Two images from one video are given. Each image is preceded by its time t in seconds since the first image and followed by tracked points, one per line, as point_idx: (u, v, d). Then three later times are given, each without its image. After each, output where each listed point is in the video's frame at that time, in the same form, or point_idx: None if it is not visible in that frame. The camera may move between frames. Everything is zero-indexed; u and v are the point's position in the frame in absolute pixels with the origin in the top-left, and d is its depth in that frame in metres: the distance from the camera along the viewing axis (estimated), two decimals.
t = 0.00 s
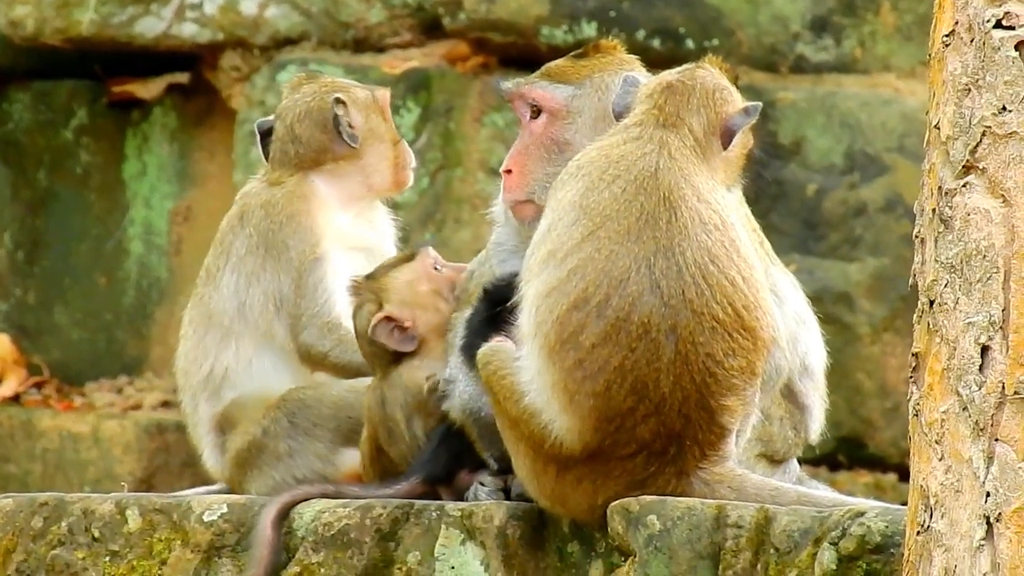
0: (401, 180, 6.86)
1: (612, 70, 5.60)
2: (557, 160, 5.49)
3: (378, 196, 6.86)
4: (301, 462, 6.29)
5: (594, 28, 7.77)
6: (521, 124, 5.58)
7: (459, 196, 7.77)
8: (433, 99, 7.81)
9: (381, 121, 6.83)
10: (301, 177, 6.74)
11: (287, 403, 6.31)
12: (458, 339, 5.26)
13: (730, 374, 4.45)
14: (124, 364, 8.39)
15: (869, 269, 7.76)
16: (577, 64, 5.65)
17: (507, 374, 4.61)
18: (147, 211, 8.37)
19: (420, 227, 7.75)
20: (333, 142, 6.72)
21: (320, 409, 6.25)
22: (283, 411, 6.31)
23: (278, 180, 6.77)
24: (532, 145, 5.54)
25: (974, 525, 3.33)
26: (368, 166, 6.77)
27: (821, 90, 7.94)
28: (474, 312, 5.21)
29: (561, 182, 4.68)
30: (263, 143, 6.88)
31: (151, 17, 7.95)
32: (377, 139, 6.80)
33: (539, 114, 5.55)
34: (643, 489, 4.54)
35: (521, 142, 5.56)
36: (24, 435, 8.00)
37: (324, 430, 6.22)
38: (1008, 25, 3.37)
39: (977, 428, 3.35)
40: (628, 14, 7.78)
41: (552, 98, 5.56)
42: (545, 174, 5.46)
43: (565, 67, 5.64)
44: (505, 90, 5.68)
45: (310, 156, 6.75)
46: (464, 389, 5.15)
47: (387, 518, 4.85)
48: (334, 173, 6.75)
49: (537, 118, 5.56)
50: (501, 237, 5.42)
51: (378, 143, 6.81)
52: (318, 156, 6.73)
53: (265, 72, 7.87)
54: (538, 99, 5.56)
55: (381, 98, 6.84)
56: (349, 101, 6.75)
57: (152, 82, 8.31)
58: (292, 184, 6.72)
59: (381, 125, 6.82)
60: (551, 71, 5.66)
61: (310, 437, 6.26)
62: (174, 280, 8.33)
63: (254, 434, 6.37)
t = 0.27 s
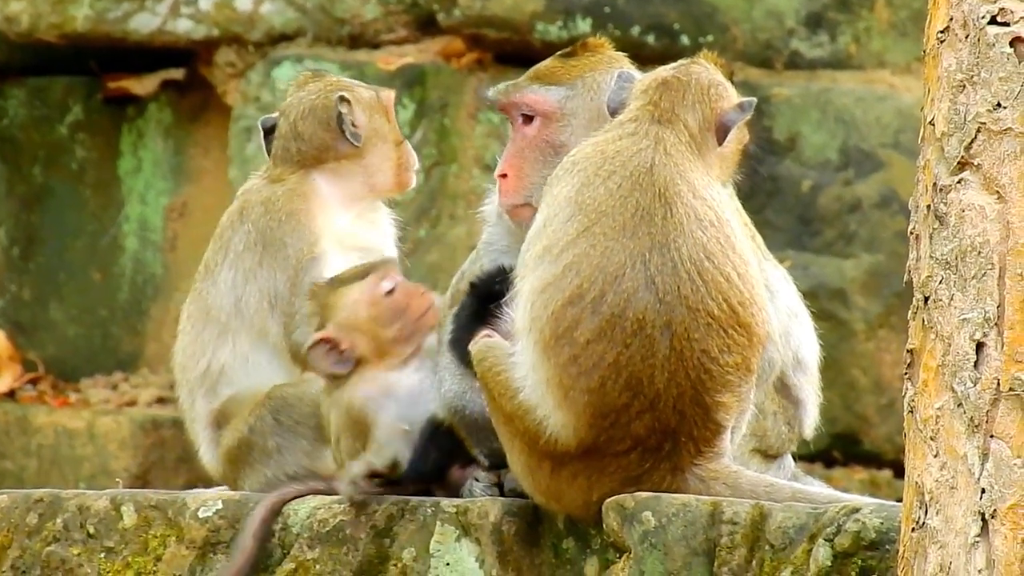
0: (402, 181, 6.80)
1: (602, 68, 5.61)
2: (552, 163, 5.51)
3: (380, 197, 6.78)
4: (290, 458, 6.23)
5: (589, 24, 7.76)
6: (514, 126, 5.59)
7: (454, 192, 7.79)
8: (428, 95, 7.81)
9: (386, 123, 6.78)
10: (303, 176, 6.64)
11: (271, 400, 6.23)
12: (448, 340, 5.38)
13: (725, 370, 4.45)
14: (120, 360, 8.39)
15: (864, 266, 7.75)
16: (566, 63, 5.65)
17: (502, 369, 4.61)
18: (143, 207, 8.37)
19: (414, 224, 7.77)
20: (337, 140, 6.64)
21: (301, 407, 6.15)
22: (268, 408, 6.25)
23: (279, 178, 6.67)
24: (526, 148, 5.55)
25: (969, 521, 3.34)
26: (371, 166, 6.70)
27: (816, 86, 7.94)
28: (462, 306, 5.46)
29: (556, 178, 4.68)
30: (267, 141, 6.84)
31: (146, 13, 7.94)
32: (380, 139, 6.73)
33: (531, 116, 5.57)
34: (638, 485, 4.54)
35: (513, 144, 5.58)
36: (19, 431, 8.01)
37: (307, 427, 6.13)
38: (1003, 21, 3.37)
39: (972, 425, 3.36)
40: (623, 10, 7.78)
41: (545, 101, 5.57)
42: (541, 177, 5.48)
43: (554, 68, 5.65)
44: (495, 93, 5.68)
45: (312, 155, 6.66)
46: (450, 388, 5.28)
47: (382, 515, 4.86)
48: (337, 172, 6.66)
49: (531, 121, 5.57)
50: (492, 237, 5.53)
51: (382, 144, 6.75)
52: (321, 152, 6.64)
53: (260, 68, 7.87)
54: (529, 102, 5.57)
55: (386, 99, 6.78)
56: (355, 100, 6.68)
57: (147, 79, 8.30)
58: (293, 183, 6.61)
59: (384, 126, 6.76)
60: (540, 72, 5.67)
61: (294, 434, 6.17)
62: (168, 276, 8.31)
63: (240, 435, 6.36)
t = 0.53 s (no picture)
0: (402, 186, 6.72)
1: (606, 68, 5.62)
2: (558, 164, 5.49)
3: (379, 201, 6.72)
4: (292, 459, 6.23)
5: (589, 23, 7.76)
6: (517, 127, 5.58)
7: (454, 191, 7.79)
8: (428, 94, 7.81)
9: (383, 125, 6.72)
10: (297, 177, 6.57)
11: (276, 402, 6.25)
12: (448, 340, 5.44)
13: (725, 369, 4.45)
14: (119, 360, 8.38)
15: (864, 265, 7.75)
16: (570, 63, 5.65)
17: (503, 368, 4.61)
18: (142, 207, 8.37)
19: (414, 223, 7.78)
20: (329, 141, 6.58)
21: (306, 410, 6.22)
22: (272, 409, 6.26)
23: (274, 178, 6.59)
24: (532, 149, 5.54)
25: (969, 521, 3.34)
26: (366, 169, 6.64)
27: (816, 85, 7.94)
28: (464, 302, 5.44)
29: (557, 177, 4.68)
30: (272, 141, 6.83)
31: (146, 12, 7.94)
32: (376, 141, 6.68)
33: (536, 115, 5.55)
34: (638, 484, 4.54)
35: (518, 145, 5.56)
36: (19, 430, 8.01)
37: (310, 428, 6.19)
38: (1003, 20, 3.37)
39: (971, 424, 3.36)
40: (623, 9, 7.77)
41: (550, 102, 5.56)
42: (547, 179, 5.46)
43: (558, 68, 5.65)
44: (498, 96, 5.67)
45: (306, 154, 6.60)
46: (450, 385, 5.35)
47: (382, 513, 4.87)
48: (331, 173, 6.60)
49: (536, 121, 5.56)
50: (495, 236, 5.54)
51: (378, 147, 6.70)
52: (314, 152, 6.58)
53: (260, 68, 7.88)
54: (534, 102, 5.56)
55: (384, 101, 6.73)
56: (349, 101, 6.63)
57: (147, 78, 8.29)
58: (288, 185, 6.54)
59: (381, 128, 6.71)
60: (543, 73, 5.66)
61: (298, 435, 6.22)
62: (168, 276, 8.31)
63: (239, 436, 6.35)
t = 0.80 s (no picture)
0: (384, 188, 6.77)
1: (610, 67, 5.59)
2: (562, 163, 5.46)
3: (364, 199, 6.80)
4: (295, 454, 6.23)
5: (587, 23, 7.76)
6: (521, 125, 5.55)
7: (451, 191, 7.79)
8: (426, 94, 7.81)
9: (366, 126, 6.77)
10: (279, 173, 6.69)
11: (280, 398, 6.25)
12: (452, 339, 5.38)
13: (722, 370, 4.45)
14: (116, 360, 8.36)
15: (861, 265, 7.74)
16: (574, 62, 5.62)
17: (500, 369, 4.61)
18: (139, 207, 8.35)
19: (411, 223, 7.77)
20: (305, 137, 6.68)
21: (312, 404, 6.15)
22: (276, 405, 6.26)
23: (258, 174, 6.72)
24: (536, 146, 5.52)
25: (965, 521, 3.34)
26: (343, 166, 6.72)
27: (813, 85, 7.93)
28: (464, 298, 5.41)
29: (554, 177, 4.67)
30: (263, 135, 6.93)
31: (143, 12, 7.93)
32: (355, 140, 6.74)
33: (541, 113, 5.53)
34: (635, 484, 4.54)
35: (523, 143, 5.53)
36: (16, 430, 8.01)
37: (317, 423, 6.14)
38: (1000, 20, 3.37)
39: (968, 425, 3.35)
40: (620, 9, 7.78)
41: (556, 99, 5.53)
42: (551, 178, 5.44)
43: (563, 66, 5.62)
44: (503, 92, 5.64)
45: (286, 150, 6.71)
46: (451, 385, 5.25)
47: (380, 513, 4.87)
48: (310, 170, 6.71)
49: (540, 118, 5.53)
50: (496, 233, 5.48)
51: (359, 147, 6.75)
52: (292, 148, 6.69)
53: (258, 67, 7.87)
54: (538, 100, 5.53)
55: (366, 101, 6.77)
56: (328, 99, 6.71)
57: (144, 77, 8.28)
58: (270, 182, 6.65)
59: (361, 127, 6.76)
60: (548, 71, 5.63)
61: (302, 430, 6.19)
62: (165, 276, 8.28)
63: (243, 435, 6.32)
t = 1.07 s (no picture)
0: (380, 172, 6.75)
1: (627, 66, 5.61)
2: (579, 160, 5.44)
3: (361, 184, 6.79)
4: (301, 445, 6.30)
5: (588, 21, 7.76)
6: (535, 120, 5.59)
7: (452, 189, 7.78)
8: (426, 93, 7.83)
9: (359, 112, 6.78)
10: (274, 161, 6.71)
11: (283, 389, 6.29)
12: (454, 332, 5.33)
13: (724, 368, 4.45)
14: (117, 358, 8.37)
15: (862, 264, 7.74)
16: (592, 60, 5.64)
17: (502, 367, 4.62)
18: (140, 205, 8.36)
19: (412, 222, 7.79)
20: (293, 124, 6.71)
21: (315, 393, 6.23)
22: (279, 396, 6.30)
23: (254, 166, 6.76)
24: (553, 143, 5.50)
25: (967, 520, 3.34)
26: (335, 152, 6.73)
27: (814, 84, 7.94)
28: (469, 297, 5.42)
29: (556, 176, 4.68)
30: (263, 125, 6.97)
31: (144, 11, 7.94)
32: (345, 125, 6.74)
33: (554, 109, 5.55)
34: (637, 483, 4.54)
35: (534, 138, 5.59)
36: (17, 429, 8.01)
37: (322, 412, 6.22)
38: (1002, 19, 3.37)
39: (970, 423, 3.36)
40: (621, 7, 7.78)
41: (575, 97, 5.53)
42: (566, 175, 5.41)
43: (578, 62, 5.64)
44: (519, 87, 5.67)
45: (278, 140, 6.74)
46: (457, 381, 5.20)
47: (381, 511, 4.87)
48: (304, 157, 6.72)
49: (558, 117, 5.54)
50: (506, 227, 5.58)
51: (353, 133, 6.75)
52: (284, 136, 6.72)
53: (259, 66, 7.87)
54: (553, 96, 5.56)
55: (356, 87, 6.79)
56: (317, 85, 6.75)
57: (145, 76, 8.28)
58: (266, 170, 6.69)
59: (351, 113, 6.76)
60: (565, 68, 5.64)
61: (307, 420, 6.25)
62: (166, 274, 8.31)
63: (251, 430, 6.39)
